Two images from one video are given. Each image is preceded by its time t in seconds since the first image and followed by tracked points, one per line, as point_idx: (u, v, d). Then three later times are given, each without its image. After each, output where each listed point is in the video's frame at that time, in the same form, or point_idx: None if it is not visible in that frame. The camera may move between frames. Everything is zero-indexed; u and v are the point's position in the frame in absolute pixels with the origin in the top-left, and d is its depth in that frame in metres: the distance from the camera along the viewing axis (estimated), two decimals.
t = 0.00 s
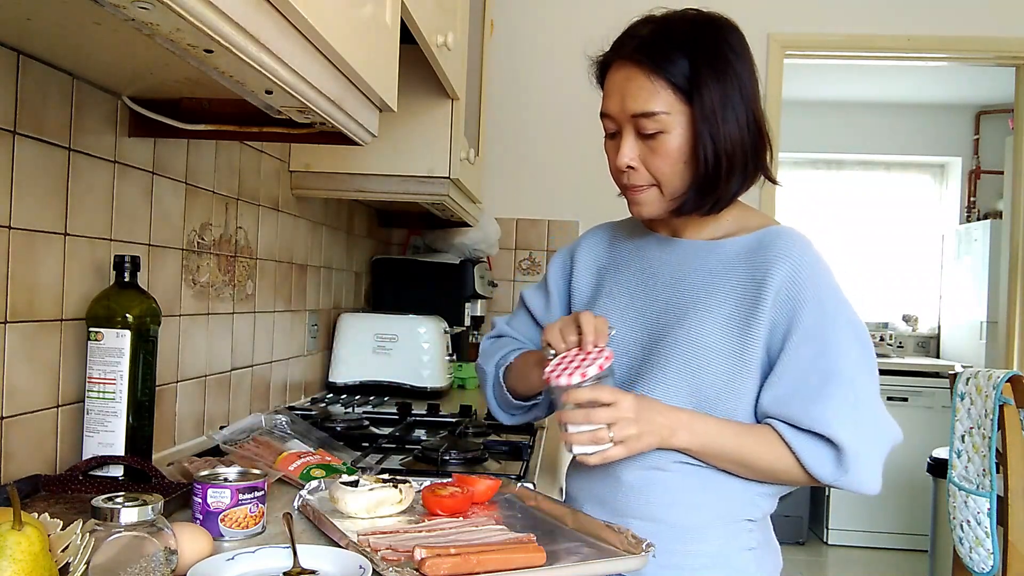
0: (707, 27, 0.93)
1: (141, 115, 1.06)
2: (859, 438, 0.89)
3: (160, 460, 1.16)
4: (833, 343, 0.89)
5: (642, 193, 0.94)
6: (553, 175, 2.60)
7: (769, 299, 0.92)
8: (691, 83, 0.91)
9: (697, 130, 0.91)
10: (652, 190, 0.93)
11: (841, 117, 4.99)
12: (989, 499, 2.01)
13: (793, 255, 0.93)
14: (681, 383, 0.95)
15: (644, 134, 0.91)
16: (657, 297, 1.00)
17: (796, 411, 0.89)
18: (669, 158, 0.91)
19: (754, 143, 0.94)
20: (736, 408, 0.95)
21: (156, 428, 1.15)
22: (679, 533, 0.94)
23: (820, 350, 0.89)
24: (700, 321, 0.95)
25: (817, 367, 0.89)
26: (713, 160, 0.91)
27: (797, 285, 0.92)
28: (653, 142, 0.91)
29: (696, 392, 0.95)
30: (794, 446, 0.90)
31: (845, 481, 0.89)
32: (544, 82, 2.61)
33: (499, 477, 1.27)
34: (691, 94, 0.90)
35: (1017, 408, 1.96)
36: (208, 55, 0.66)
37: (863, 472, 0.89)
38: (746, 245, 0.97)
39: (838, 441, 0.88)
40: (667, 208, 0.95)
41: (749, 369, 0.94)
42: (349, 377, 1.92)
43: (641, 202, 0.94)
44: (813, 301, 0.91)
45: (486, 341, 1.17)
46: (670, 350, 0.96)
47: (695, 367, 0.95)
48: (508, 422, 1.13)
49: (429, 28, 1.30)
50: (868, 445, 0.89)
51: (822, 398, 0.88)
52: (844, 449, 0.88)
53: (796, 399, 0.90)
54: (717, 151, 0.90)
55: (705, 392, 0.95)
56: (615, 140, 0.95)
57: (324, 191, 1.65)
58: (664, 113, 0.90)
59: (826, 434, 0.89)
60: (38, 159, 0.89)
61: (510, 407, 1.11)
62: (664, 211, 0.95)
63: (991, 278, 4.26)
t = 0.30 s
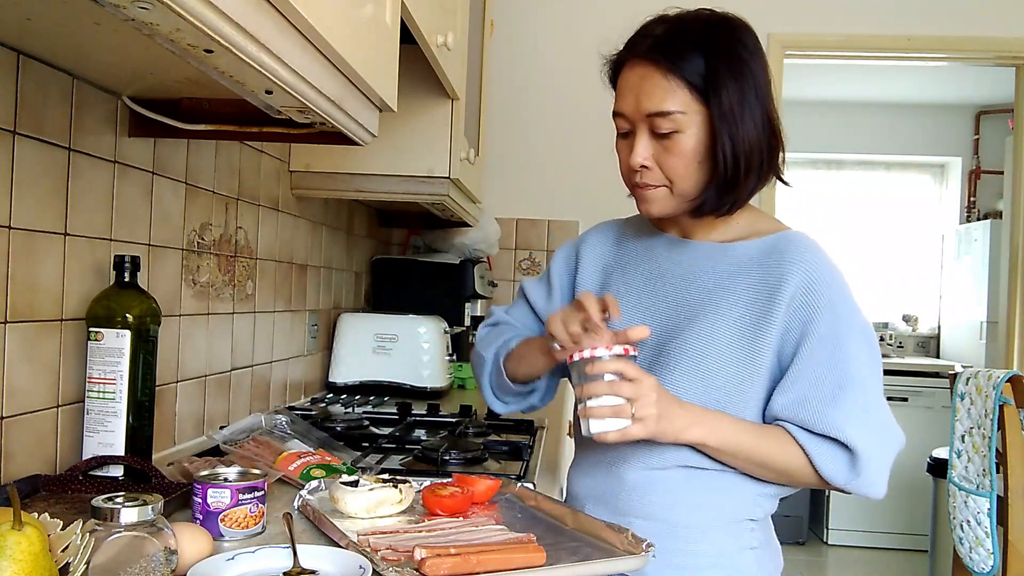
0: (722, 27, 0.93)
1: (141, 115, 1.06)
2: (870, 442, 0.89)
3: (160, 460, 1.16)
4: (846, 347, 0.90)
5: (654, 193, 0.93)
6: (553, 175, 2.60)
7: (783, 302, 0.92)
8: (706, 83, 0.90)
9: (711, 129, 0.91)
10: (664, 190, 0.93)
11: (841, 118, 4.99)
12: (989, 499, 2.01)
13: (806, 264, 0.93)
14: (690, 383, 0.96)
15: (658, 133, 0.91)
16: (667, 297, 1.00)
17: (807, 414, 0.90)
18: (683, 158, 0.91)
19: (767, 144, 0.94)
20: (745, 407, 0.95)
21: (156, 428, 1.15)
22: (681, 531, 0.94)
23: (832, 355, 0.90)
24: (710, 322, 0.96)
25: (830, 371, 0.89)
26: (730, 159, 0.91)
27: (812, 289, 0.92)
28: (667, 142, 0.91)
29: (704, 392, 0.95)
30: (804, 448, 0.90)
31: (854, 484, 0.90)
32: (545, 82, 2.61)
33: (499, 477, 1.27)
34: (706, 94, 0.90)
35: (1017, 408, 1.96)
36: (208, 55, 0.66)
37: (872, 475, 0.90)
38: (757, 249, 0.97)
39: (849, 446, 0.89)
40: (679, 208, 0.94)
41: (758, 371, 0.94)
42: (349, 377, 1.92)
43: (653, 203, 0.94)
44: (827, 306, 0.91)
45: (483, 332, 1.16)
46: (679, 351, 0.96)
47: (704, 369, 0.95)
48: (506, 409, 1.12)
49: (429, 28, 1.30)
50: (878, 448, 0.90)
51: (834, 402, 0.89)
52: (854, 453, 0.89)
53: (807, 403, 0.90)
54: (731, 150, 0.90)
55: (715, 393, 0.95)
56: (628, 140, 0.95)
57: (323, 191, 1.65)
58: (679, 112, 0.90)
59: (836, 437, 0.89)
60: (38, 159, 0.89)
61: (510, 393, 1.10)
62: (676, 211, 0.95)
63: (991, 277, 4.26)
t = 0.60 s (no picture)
0: (731, 24, 0.93)
1: (141, 115, 1.06)
2: (876, 437, 0.88)
3: (161, 460, 1.16)
4: (847, 343, 0.90)
5: (654, 189, 0.93)
6: (553, 174, 2.60)
7: (782, 299, 0.92)
8: (712, 79, 0.90)
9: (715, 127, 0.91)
10: (664, 187, 0.93)
11: (841, 118, 4.98)
12: (989, 499, 2.01)
13: (805, 261, 0.94)
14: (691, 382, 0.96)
15: (662, 128, 0.91)
16: (667, 295, 1.00)
17: (811, 409, 0.90)
18: (685, 154, 0.91)
19: (772, 144, 0.94)
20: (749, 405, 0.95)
21: (156, 428, 1.15)
22: (682, 530, 0.94)
23: (834, 350, 0.90)
24: (711, 319, 0.96)
25: (831, 366, 0.90)
26: (734, 157, 0.90)
27: (811, 287, 0.92)
28: (670, 137, 0.91)
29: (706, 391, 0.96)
30: (812, 442, 0.90)
31: (860, 482, 0.89)
32: (545, 82, 2.61)
33: (499, 477, 1.27)
34: (712, 90, 0.90)
35: (1017, 408, 1.96)
36: (208, 55, 0.66)
37: (879, 476, 0.89)
38: (758, 247, 0.97)
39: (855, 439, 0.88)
40: (679, 205, 0.94)
41: (760, 368, 0.94)
42: (349, 377, 1.91)
43: (652, 199, 0.93)
44: (827, 303, 0.91)
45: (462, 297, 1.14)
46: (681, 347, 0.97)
47: (706, 366, 0.96)
48: (461, 377, 1.11)
49: (429, 28, 1.30)
50: (884, 444, 0.89)
51: (838, 396, 0.89)
52: (861, 448, 0.89)
53: (811, 398, 0.90)
54: (734, 148, 0.90)
55: (718, 390, 0.95)
56: (630, 134, 0.94)
57: (324, 191, 1.65)
58: (683, 108, 0.90)
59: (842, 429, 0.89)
60: (38, 159, 0.89)
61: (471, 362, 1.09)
62: (676, 208, 0.94)
63: (991, 277, 4.26)
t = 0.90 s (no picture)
0: (734, 24, 0.94)
1: (141, 115, 1.06)
2: (850, 421, 0.84)
3: (160, 460, 1.16)
4: (822, 327, 0.87)
5: (638, 178, 0.91)
6: (553, 175, 2.60)
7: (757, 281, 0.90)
8: (710, 72, 0.90)
9: (709, 121, 0.90)
10: (649, 176, 0.91)
11: (841, 118, 4.99)
12: (989, 499, 2.01)
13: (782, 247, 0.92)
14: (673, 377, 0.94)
15: (655, 115, 0.90)
16: (651, 285, 0.99)
17: (781, 388, 0.85)
18: (675, 143, 0.89)
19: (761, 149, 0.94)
20: (723, 395, 0.91)
21: (156, 428, 1.15)
22: (677, 531, 0.94)
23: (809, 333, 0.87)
24: (694, 309, 0.95)
25: (806, 351, 0.86)
26: (729, 152, 0.91)
27: (784, 278, 0.89)
28: (662, 125, 0.90)
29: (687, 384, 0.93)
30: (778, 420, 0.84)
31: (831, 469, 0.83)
32: (545, 82, 2.60)
33: (498, 477, 1.27)
34: (709, 83, 0.90)
35: (1017, 408, 1.96)
36: (208, 55, 0.66)
37: (851, 465, 0.84)
38: (741, 238, 0.96)
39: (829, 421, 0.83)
40: (661, 198, 0.93)
41: (734, 353, 0.91)
42: (349, 377, 1.91)
43: (635, 187, 0.92)
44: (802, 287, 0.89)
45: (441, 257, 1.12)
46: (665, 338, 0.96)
47: (688, 356, 0.94)
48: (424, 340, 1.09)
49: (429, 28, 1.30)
50: (858, 431, 0.84)
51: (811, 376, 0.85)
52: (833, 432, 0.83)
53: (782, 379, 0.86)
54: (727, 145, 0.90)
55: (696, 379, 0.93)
56: (621, 120, 0.93)
57: (324, 191, 1.65)
58: (678, 95, 0.89)
59: (814, 409, 0.84)
60: (38, 159, 0.89)
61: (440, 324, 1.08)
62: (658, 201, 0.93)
63: (991, 277, 4.26)
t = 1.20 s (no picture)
0: (718, 25, 0.93)
1: (141, 115, 1.06)
2: (768, 393, 0.75)
3: (160, 460, 1.16)
4: (768, 304, 0.80)
5: (607, 168, 0.90)
6: (553, 175, 2.60)
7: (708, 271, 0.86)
8: (690, 70, 0.90)
9: (684, 119, 0.90)
10: (618, 169, 0.90)
11: (841, 118, 4.99)
12: (989, 499, 2.01)
13: (737, 236, 0.88)
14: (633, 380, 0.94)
15: (630, 106, 0.89)
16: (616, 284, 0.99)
17: (703, 358, 0.77)
18: (647, 138, 0.89)
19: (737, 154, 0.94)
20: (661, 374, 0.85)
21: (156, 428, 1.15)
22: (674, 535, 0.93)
23: (753, 311, 0.79)
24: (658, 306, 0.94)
25: (747, 331, 0.78)
26: (707, 152, 0.91)
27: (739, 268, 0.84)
28: (638, 117, 0.89)
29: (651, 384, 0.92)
30: (692, 394, 0.73)
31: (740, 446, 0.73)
32: (544, 82, 2.61)
33: (499, 477, 1.27)
34: (687, 81, 0.90)
35: (1017, 408, 1.96)
36: (208, 55, 0.66)
37: (760, 445, 0.74)
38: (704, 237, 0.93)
39: (743, 385, 0.74)
40: (629, 193, 0.92)
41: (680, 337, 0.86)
42: (349, 377, 1.91)
43: (603, 178, 0.91)
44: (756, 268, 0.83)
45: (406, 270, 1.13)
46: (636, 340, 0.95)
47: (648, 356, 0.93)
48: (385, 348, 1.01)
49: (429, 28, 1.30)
50: (769, 406, 0.75)
51: (740, 344, 0.77)
52: (752, 407, 0.74)
53: (703, 349, 0.78)
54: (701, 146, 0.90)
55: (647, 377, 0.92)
56: (596, 109, 0.92)
57: (323, 190, 1.65)
58: (655, 88, 0.88)
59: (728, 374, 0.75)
60: (38, 159, 0.89)
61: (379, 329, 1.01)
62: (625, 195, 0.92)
63: (991, 277, 4.26)
